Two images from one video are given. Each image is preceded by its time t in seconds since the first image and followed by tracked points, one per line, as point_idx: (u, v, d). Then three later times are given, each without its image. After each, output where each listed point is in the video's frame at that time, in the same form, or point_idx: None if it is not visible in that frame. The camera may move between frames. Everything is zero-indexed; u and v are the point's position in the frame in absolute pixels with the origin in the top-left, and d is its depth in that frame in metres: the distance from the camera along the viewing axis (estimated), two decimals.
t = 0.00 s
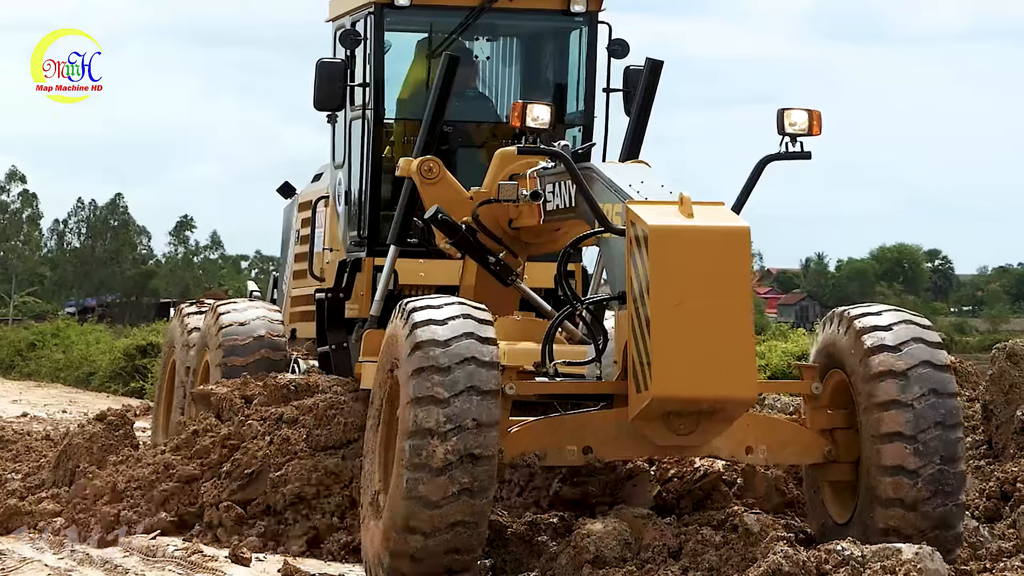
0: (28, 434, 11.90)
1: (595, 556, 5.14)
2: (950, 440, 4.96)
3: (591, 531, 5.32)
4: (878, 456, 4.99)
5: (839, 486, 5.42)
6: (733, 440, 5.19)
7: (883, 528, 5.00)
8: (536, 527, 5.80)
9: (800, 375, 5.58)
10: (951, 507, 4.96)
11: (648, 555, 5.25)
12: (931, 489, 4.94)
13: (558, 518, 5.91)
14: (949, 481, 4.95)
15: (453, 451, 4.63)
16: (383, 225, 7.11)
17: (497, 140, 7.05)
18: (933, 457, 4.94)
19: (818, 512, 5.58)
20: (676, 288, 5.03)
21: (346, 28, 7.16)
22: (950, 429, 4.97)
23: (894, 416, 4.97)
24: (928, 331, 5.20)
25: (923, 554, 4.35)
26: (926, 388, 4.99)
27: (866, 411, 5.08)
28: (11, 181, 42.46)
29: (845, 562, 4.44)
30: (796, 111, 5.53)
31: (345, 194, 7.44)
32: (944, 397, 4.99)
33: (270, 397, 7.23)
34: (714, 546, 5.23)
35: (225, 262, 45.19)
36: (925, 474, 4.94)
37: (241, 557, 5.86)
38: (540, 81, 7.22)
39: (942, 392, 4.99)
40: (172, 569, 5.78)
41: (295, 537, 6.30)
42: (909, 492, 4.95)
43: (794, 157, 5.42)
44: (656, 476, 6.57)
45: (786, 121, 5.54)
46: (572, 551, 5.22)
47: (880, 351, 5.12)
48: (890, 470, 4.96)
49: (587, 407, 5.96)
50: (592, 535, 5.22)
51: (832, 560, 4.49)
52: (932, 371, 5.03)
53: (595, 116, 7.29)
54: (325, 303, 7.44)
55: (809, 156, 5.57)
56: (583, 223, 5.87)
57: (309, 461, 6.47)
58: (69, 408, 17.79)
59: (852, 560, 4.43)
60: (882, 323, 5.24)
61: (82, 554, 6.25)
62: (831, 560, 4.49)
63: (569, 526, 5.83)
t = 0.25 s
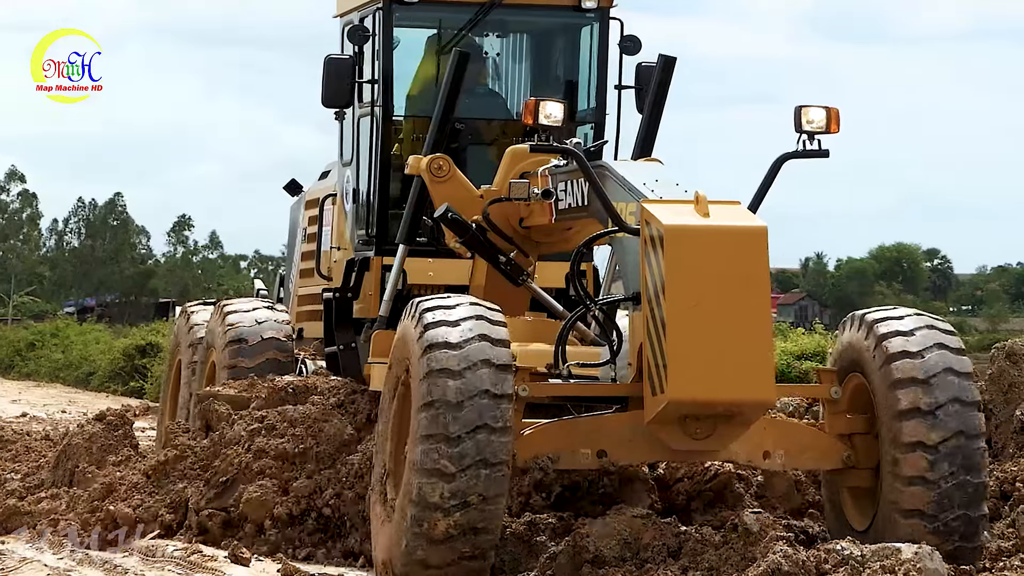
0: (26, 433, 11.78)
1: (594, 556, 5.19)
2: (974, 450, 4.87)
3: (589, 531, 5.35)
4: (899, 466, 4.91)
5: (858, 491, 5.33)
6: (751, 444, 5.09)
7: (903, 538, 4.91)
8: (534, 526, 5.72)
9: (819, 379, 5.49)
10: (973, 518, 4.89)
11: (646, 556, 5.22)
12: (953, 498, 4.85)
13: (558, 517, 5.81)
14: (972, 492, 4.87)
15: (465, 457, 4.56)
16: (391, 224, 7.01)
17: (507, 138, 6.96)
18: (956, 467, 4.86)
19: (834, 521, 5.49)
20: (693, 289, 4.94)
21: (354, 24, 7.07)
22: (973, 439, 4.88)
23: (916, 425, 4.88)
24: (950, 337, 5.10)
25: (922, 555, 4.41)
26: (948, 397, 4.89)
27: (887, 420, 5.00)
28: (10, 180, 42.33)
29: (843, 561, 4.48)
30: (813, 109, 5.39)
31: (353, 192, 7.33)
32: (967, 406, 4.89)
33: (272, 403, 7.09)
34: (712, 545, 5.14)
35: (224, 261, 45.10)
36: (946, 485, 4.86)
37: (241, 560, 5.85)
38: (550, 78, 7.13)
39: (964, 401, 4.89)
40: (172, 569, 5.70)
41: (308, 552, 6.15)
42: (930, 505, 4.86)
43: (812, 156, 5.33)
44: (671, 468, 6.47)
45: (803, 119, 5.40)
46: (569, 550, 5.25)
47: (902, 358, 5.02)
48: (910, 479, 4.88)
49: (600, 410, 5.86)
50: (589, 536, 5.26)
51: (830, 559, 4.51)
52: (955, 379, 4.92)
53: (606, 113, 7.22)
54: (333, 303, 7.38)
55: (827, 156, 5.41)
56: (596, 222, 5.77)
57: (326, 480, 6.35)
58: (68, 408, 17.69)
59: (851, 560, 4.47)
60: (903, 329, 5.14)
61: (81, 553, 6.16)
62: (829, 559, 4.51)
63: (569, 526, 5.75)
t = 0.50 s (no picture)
0: (26, 433, 11.65)
1: (595, 556, 5.13)
2: (1003, 458, 4.73)
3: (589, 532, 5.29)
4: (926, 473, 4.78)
5: (884, 497, 5.19)
6: (774, 449, 4.96)
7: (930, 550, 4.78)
8: (534, 527, 5.65)
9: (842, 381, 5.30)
10: (1004, 530, 4.74)
11: (648, 556, 5.13)
12: (983, 508, 4.71)
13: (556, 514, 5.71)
14: (1001, 502, 4.72)
15: (484, 473, 4.43)
16: (401, 224, 6.87)
17: (518, 137, 6.83)
18: (984, 476, 4.71)
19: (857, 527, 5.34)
20: (715, 291, 4.80)
21: (363, 21, 6.94)
22: (1002, 447, 4.74)
23: (944, 432, 4.75)
24: (978, 340, 4.96)
25: (923, 554, 4.34)
26: (976, 404, 4.76)
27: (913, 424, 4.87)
28: (10, 180, 42.20)
29: (844, 561, 4.47)
30: (836, 107, 5.19)
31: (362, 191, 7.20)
32: (996, 413, 4.75)
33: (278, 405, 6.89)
34: (714, 546, 5.08)
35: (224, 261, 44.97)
36: (976, 495, 4.71)
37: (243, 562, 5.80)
38: (561, 75, 6.99)
39: (992, 408, 4.75)
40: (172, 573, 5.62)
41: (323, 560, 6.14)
42: (958, 512, 4.72)
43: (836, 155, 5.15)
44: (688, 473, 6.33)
45: (825, 118, 5.20)
46: (569, 552, 5.18)
47: (928, 364, 4.89)
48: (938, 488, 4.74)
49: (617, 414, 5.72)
50: (591, 535, 5.19)
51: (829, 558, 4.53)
52: (983, 386, 4.79)
53: (619, 111, 7.10)
54: (342, 305, 7.21)
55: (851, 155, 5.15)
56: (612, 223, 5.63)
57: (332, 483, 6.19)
58: (67, 408, 17.56)
59: (851, 559, 4.45)
60: (929, 332, 5.01)
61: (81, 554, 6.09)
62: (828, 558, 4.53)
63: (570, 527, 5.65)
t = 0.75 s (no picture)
0: (24, 434, 11.54)
1: (591, 560, 5.23)
2: None
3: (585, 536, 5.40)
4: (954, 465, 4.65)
5: (910, 498, 5.09)
6: (797, 453, 4.89)
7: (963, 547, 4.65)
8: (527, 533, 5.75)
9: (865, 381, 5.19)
10: None
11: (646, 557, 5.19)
12: (1016, 499, 4.57)
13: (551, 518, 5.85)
14: None
15: (504, 475, 4.31)
16: (411, 222, 6.79)
17: (530, 133, 6.83)
18: (1018, 470, 4.57)
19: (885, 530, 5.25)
20: (735, 292, 4.69)
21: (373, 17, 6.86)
22: None
23: (972, 424, 4.63)
24: (1002, 331, 4.87)
25: (920, 554, 4.23)
26: (1007, 393, 4.65)
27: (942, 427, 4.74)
28: (7, 181, 42.07)
29: (839, 559, 4.38)
30: (858, 102, 5.09)
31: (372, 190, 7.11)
32: None
33: (290, 409, 6.88)
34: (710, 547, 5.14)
35: (222, 263, 44.90)
36: (1008, 486, 4.57)
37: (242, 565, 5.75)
38: (574, 70, 6.98)
39: (1022, 396, 4.65)
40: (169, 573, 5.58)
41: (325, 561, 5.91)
42: (989, 539, 4.60)
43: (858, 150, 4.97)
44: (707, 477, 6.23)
45: (847, 113, 5.09)
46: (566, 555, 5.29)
47: (952, 354, 4.80)
48: (969, 479, 4.61)
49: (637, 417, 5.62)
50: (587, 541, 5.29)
51: (826, 559, 4.43)
52: (1012, 374, 4.68)
53: (633, 106, 7.04)
54: (353, 304, 7.11)
55: (872, 149, 5.01)
56: (628, 221, 5.53)
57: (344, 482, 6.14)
58: (66, 409, 17.48)
59: (847, 559, 4.37)
60: (953, 323, 4.91)
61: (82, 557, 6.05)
62: (824, 559, 4.43)
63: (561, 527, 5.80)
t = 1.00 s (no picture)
0: (28, 434, 11.42)
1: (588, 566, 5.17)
2: None
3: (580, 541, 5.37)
4: (994, 479, 4.57)
5: (941, 508, 5.00)
6: (828, 458, 4.76)
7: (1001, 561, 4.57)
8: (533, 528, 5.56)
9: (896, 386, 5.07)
10: None
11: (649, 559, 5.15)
12: None
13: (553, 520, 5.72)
14: None
15: (534, 486, 4.20)
16: (428, 220, 6.71)
17: (547, 130, 6.75)
18: None
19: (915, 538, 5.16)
20: (765, 293, 4.55)
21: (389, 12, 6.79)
22: None
23: (1013, 439, 4.54)
24: None
25: (921, 554, 4.22)
26: None
27: (982, 439, 4.64)
28: (11, 180, 41.99)
29: (843, 560, 4.45)
30: (888, 99, 4.94)
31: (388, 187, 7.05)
32: None
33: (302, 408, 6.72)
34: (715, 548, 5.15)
35: (226, 263, 44.80)
36: None
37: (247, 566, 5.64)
38: (591, 67, 6.86)
39: None
40: None
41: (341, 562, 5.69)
42: None
43: (887, 149, 4.77)
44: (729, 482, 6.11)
45: (877, 110, 4.94)
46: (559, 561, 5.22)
47: (991, 365, 4.67)
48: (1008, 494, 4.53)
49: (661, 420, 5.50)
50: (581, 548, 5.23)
51: (831, 560, 4.49)
52: None
53: (653, 103, 6.92)
54: (368, 303, 6.94)
55: (905, 148, 4.79)
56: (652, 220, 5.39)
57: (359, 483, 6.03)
58: (68, 409, 17.37)
59: (850, 560, 4.44)
60: (990, 330, 4.78)
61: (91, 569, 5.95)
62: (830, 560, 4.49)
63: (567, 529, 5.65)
